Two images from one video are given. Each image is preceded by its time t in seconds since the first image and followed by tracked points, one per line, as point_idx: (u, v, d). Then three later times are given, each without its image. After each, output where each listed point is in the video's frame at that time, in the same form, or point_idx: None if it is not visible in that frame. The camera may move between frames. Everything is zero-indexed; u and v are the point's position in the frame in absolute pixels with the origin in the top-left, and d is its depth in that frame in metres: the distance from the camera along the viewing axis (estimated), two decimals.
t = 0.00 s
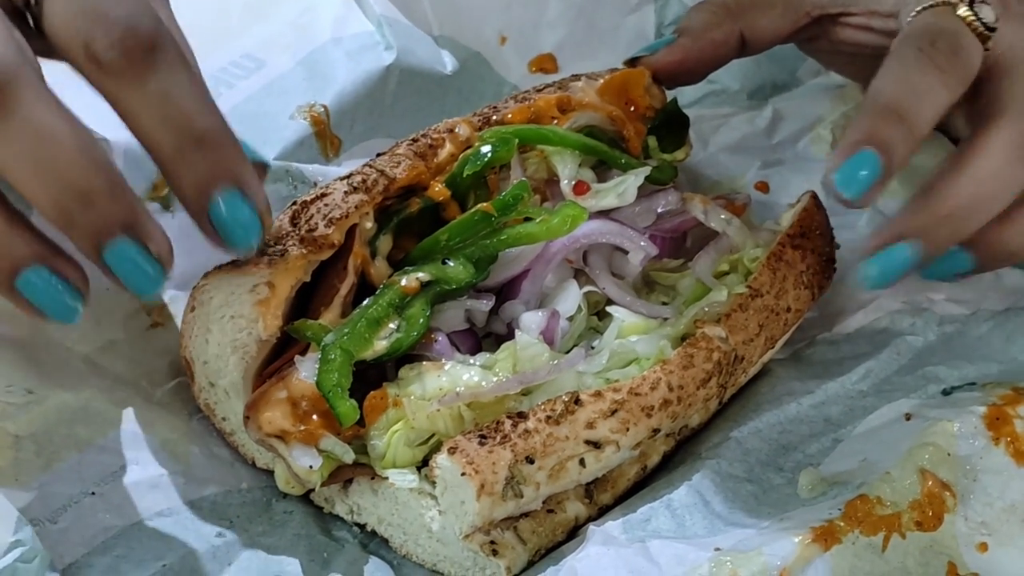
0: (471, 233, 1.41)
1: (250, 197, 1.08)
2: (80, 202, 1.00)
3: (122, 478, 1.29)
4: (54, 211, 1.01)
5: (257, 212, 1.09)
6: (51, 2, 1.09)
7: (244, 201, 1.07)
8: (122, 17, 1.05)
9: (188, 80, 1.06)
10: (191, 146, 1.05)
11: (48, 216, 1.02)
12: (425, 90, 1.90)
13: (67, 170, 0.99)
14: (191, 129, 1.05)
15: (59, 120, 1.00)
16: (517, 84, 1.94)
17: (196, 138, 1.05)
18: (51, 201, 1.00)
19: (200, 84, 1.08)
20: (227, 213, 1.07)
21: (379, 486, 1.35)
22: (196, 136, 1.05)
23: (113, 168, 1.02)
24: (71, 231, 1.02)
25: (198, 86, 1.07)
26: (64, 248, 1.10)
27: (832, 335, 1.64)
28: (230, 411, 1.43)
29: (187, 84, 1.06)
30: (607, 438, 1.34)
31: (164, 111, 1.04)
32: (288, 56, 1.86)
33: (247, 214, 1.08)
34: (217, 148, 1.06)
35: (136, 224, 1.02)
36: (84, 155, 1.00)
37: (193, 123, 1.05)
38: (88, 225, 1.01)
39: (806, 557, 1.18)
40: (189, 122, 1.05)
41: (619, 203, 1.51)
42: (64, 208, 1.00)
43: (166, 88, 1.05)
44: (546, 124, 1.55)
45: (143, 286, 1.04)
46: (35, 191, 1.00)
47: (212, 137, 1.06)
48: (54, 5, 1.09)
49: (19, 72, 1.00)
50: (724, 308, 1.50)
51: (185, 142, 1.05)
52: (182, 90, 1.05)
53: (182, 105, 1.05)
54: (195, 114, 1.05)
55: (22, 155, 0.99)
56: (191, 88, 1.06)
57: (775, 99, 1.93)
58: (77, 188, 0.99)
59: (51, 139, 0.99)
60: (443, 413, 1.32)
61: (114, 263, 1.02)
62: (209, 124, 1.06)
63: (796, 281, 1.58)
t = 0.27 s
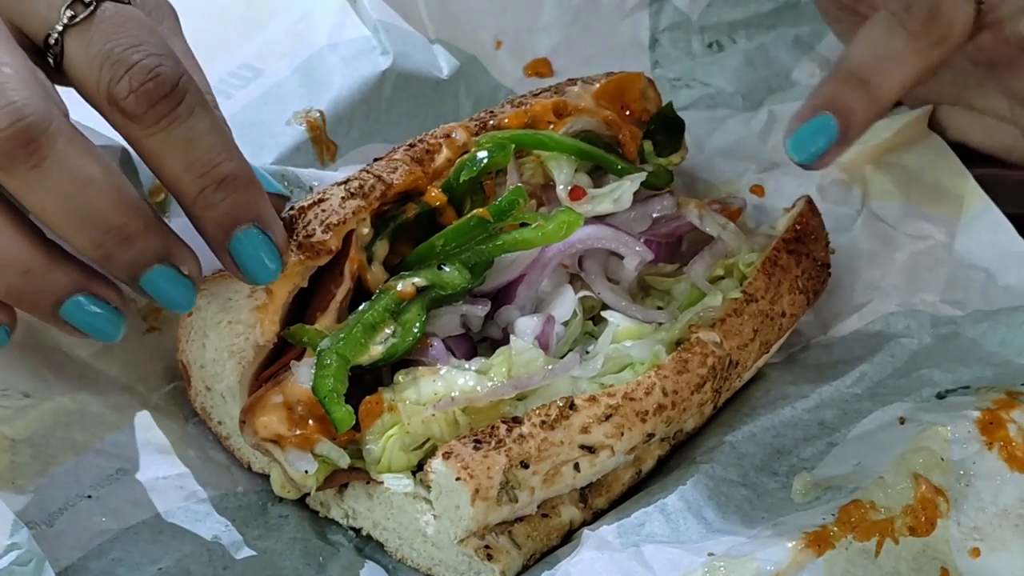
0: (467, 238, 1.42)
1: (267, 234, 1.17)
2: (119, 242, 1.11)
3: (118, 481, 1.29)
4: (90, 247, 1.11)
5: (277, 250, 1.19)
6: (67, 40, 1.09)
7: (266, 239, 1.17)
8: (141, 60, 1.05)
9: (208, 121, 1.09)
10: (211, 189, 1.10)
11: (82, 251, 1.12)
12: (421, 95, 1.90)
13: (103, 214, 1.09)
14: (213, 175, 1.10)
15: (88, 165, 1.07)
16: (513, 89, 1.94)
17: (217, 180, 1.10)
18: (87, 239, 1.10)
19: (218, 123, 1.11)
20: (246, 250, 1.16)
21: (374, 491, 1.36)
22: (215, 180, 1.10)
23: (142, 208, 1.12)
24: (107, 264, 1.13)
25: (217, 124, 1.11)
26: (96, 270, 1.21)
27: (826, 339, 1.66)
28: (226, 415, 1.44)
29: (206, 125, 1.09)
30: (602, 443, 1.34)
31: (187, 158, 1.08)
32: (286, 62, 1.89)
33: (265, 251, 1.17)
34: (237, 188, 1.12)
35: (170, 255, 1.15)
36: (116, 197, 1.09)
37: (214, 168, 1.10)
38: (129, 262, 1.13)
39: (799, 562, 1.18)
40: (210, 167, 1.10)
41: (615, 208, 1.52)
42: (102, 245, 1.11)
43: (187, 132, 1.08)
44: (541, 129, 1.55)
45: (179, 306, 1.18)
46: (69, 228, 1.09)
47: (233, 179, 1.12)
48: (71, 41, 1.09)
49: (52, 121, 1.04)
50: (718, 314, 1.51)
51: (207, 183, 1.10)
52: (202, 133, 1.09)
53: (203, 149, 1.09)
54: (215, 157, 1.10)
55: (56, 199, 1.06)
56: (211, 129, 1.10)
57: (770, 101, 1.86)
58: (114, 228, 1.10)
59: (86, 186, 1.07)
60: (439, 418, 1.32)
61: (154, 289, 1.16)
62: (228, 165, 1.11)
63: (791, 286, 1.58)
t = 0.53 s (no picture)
0: (465, 241, 1.42)
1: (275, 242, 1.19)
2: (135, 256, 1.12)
3: (117, 483, 1.30)
4: (107, 261, 1.12)
5: (283, 258, 1.21)
6: (75, 51, 1.09)
7: (272, 248, 1.19)
8: (148, 71, 1.05)
9: (215, 130, 1.10)
10: (219, 198, 1.11)
11: (99, 265, 1.12)
12: (420, 97, 1.91)
13: (118, 228, 1.09)
14: (221, 185, 1.10)
15: (104, 181, 1.08)
16: (512, 92, 1.95)
17: (225, 189, 1.11)
18: (103, 253, 1.11)
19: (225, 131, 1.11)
20: (254, 258, 1.18)
21: (372, 493, 1.36)
22: (223, 190, 1.11)
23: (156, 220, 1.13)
24: (123, 277, 1.13)
25: (223, 133, 1.11)
26: (115, 283, 1.22)
27: (825, 340, 1.66)
28: (225, 417, 1.44)
29: (212, 134, 1.09)
30: (600, 445, 1.34)
31: (195, 168, 1.09)
32: (286, 65, 1.90)
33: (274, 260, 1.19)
34: (244, 198, 1.13)
35: (185, 266, 1.16)
36: (131, 212, 1.10)
37: (222, 177, 1.10)
38: (145, 275, 1.14)
39: (796, 564, 1.18)
40: (217, 176, 1.10)
41: (614, 210, 1.52)
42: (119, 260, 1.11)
43: (194, 141, 1.08)
44: (539, 131, 1.56)
45: (195, 314, 1.20)
46: (86, 243, 1.10)
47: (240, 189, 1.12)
48: (77, 53, 1.09)
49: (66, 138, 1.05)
50: (716, 316, 1.51)
51: (215, 193, 1.11)
52: (209, 143, 1.09)
53: (211, 159, 1.09)
54: (222, 165, 1.11)
55: (74, 216, 1.07)
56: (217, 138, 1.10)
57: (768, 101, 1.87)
58: (130, 243, 1.11)
59: (102, 202, 1.08)
60: (437, 420, 1.32)
61: (169, 299, 1.17)
62: (234, 175, 1.12)
63: (789, 288, 1.59)
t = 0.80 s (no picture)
0: (464, 241, 1.42)
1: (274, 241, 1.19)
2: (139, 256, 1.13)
3: (116, 483, 1.30)
4: (111, 260, 1.12)
5: (282, 257, 1.21)
6: (72, 51, 1.09)
7: (271, 247, 1.19)
8: (145, 70, 1.05)
9: (213, 130, 1.10)
10: (218, 198, 1.11)
11: (104, 264, 1.13)
12: (420, 97, 1.90)
13: (123, 229, 1.10)
14: (219, 183, 1.11)
15: (107, 181, 1.08)
16: (511, 91, 1.95)
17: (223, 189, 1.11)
18: (107, 252, 1.11)
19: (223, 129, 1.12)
20: (253, 258, 1.18)
21: (372, 493, 1.36)
22: (222, 190, 1.11)
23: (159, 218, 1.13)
24: (128, 276, 1.14)
25: (222, 132, 1.11)
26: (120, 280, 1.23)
27: (825, 340, 1.66)
28: (225, 418, 1.44)
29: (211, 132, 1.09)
30: (600, 445, 1.34)
31: (194, 167, 1.09)
32: (285, 65, 1.90)
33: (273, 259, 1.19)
34: (243, 198, 1.13)
35: (189, 265, 1.17)
36: (135, 211, 1.11)
37: (220, 176, 1.11)
38: (149, 274, 1.14)
39: (796, 564, 1.18)
40: (216, 175, 1.10)
41: (613, 210, 1.52)
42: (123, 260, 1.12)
43: (193, 140, 1.08)
44: (538, 131, 1.56)
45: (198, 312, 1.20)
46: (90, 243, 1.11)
47: (238, 188, 1.12)
48: (76, 53, 1.09)
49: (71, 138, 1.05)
50: (716, 316, 1.51)
51: (213, 193, 1.11)
52: (207, 143, 1.09)
53: (209, 158, 1.09)
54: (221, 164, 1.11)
55: (77, 216, 1.08)
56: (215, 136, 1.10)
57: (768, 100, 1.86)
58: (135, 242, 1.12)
59: (106, 202, 1.08)
60: (437, 420, 1.32)
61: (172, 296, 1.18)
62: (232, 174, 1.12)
63: (790, 288, 1.58)
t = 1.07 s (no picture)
0: (468, 238, 1.42)
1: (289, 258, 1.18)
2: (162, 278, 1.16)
3: (118, 481, 1.29)
4: (137, 282, 1.16)
5: (297, 273, 1.19)
6: (87, 73, 1.11)
7: (283, 264, 1.17)
8: (157, 90, 1.09)
9: (223, 147, 1.12)
10: (227, 213, 1.12)
11: (130, 285, 1.17)
12: (422, 94, 1.90)
13: (147, 251, 1.14)
14: (228, 198, 1.12)
15: (131, 206, 1.12)
16: (513, 90, 1.94)
17: (233, 204, 1.12)
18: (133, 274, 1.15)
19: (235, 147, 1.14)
20: (265, 275, 1.16)
21: (375, 491, 1.36)
22: (232, 205, 1.12)
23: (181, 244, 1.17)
24: (154, 297, 1.18)
25: (233, 150, 1.13)
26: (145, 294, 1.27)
27: (828, 337, 1.66)
28: (228, 416, 1.44)
29: (221, 150, 1.12)
30: (604, 443, 1.34)
31: (204, 184, 1.11)
32: (287, 63, 1.89)
33: (286, 275, 1.17)
34: (253, 213, 1.13)
35: (213, 287, 1.21)
36: (159, 233, 1.15)
37: (229, 192, 1.12)
38: (172, 296, 1.18)
39: (800, 561, 1.18)
40: (224, 191, 1.11)
41: (618, 208, 1.52)
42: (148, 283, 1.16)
43: (202, 158, 1.11)
44: (544, 128, 1.56)
45: (223, 329, 1.23)
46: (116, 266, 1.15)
47: (248, 204, 1.13)
48: (90, 75, 1.11)
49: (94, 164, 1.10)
50: (719, 314, 1.51)
51: (222, 207, 1.12)
52: (216, 159, 1.11)
53: (219, 175, 1.11)
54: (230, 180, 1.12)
55: (102, 238, 1.12)
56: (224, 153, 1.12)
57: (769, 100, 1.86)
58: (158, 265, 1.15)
59: (131, 225, 1.13)
60: (441, 418, 1.32)
61: (196, 316, 1.21)
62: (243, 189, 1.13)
63: (793, 286, 1.58)
